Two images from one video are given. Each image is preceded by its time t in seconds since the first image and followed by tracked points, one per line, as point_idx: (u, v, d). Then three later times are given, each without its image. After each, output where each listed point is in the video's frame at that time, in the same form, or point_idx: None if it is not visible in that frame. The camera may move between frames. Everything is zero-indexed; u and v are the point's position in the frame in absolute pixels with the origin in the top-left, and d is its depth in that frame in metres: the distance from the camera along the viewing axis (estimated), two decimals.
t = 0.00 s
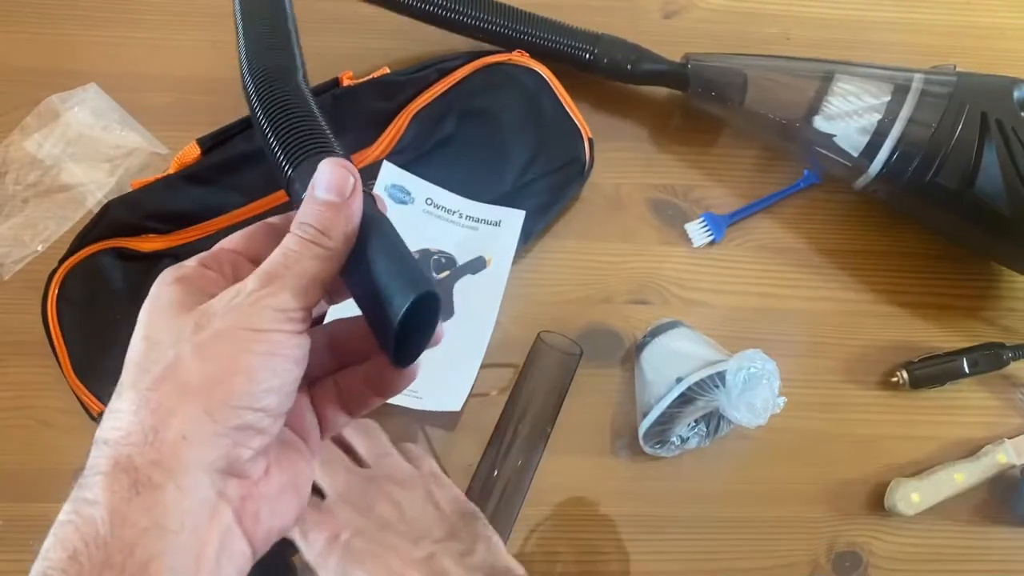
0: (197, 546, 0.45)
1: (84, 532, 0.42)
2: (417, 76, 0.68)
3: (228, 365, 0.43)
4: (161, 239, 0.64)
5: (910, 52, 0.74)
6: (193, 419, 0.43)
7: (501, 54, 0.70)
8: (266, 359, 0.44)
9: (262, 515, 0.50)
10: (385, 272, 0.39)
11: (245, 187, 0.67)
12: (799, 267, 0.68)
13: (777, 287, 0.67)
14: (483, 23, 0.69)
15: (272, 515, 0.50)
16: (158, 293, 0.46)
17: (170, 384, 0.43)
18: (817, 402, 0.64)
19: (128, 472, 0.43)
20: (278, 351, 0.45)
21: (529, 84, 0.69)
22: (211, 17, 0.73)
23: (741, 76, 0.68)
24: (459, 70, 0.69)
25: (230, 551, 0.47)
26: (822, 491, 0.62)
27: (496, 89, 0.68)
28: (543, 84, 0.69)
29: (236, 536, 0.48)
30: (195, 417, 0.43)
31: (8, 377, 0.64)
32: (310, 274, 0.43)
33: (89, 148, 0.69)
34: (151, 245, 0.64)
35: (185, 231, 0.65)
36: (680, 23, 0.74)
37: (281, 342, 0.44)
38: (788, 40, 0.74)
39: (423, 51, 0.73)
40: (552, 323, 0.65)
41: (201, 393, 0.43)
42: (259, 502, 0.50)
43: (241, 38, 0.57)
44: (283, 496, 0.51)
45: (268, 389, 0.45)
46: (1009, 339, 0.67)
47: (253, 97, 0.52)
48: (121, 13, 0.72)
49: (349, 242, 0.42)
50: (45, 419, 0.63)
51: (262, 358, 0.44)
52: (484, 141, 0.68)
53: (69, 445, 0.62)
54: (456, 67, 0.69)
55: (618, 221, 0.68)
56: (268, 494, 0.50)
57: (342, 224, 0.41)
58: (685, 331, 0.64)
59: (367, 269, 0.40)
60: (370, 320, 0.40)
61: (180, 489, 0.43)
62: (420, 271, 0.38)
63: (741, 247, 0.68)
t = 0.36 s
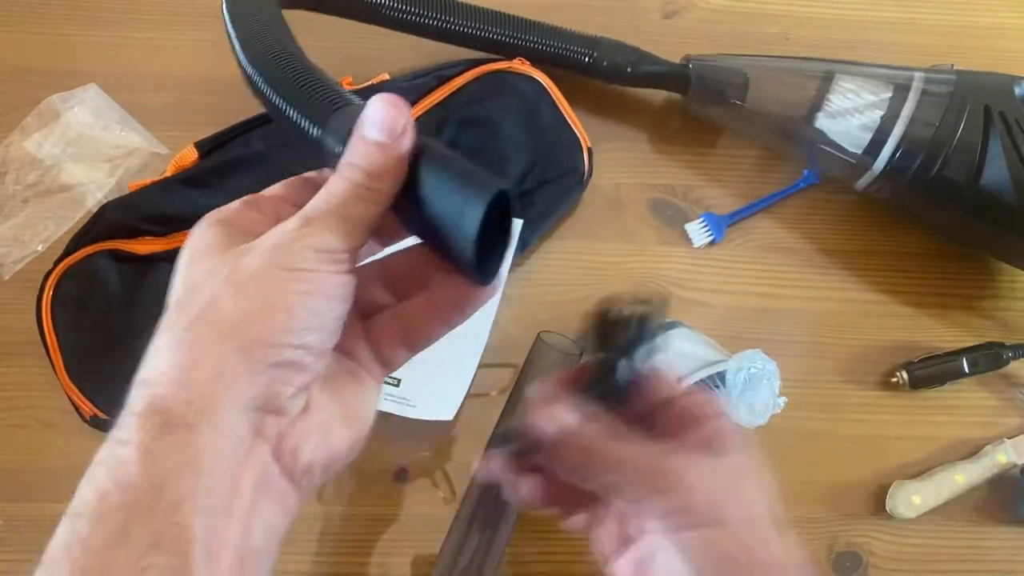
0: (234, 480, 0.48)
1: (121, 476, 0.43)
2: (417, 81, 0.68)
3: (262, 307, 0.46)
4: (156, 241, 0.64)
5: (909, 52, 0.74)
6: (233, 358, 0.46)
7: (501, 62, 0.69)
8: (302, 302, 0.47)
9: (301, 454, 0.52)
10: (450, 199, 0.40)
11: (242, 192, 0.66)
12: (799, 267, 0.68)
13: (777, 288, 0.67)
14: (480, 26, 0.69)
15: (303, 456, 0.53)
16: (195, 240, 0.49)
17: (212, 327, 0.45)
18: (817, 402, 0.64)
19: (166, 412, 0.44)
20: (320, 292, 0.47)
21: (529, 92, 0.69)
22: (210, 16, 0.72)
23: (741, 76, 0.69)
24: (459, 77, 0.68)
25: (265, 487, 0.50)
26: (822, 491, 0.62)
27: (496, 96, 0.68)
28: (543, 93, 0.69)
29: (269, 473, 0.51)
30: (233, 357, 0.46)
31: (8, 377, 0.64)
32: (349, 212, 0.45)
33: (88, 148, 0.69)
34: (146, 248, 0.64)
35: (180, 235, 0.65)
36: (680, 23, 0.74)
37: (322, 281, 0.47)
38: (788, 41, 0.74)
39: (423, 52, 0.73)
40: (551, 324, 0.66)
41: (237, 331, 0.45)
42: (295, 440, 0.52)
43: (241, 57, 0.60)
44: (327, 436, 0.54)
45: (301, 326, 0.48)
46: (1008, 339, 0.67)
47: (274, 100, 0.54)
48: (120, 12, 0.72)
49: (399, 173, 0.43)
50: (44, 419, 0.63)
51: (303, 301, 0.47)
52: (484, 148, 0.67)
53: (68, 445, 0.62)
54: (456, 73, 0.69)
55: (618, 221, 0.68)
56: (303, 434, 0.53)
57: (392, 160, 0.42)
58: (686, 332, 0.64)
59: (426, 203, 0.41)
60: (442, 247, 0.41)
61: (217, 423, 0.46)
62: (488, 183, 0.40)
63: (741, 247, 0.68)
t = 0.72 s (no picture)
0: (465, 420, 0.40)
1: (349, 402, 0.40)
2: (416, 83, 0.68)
3: (516, 216, 0.41)
4: (155, 242, 0.65)
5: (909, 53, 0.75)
6: (523, 276, 0.41)
7: (501, 62, 0.69)
8: (579, 208, 0.41)
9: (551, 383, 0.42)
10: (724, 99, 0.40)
11: (242, 191, 0.66)
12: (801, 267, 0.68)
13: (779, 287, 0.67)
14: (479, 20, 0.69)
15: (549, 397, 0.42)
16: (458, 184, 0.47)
17: (530, 234, 0.41)
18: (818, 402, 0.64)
19: (403, 341, 0.41)
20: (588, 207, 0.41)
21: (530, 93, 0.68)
22: (209, 14, 0.72)
23: (748, 67, 0.68)
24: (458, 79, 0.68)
25: (516, 432, 0.41)
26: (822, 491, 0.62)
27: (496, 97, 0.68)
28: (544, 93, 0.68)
29: (519, 424, 0.41)
30: (490, 266, 0.41)
31: (8, 378, 0.64)
32: (625, 134, 0.41)
33: (88, 149, 0.69)
34: (146, 247, 0.65)
35: (180, 235, 0.65)
36: (681, 23, 0.74)
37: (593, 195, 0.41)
38: (788, 41, 0.74)
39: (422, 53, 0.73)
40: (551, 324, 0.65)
41: (491, 243, 0.41)
42: (552, 382, 0.42)
43: (335, 74, 0.60)
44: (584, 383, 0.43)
45: (502, 242, 0.41)
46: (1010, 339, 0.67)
47: (419, 102, 0.54)
48: (119, 11, 0.72)
49: (646, 116, 0.41)
50: (44, 420, 0.63)
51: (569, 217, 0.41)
52: (481, 144, 0.66)
53: (68, 445, 0.62)
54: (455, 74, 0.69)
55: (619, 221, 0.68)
56: (559, 368, 0.42)
57: (642, 101, 0.41)
58: (686, 331, 0.63)
59: (691, 112, 0.41)
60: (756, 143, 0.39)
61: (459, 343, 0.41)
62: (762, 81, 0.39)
63: (743, 246, 0.68)
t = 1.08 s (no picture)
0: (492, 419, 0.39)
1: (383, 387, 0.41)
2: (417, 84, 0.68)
3: (553, 219, 0.40)
4: (156, 242, 0.65)
5: (910, 53, 0.75)
6: (560, 279, 0.40)
7: (501, 64, 0.69)
8: (615, 209, 0.39)
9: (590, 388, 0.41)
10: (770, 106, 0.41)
11: (242, 191, 0.66)
12: (801, 267, 0.68)
13: (779, 288, 0.67)
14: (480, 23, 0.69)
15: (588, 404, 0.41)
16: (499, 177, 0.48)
17: (569, 233, 0.40)
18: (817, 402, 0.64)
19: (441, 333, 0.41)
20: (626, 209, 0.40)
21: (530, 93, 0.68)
22: (210, 15, 0.72)
23: (747, 71, 0.68)
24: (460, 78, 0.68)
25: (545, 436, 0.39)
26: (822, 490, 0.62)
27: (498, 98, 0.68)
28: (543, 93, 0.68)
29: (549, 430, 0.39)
30: (527, 264, 0.41)
31: (9, 378, 0.64)
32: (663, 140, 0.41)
33: (89, 149, 0.69)
34: (146, 248, 0.65)
35: (180, 235, 0.65)
36: (681, 24, 0.74)
37: (633, 197, 0.39)
38: (787, 41, 0.74)
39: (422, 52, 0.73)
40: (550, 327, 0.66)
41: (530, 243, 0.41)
42: (591, 388, 0.41)
43: (343, 84, 0.60)
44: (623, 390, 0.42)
45: (541, 245, 0.40)
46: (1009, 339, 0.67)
47: (420, 109, 0.55)
48: (119, 11, 0.72)
49: (683, 124, 0.42)
50: (45, 420, 0.63)
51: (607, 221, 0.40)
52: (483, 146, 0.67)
53: (69, 445, 0.62)
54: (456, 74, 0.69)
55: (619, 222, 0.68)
56: (600, 371, 0.41)
57: (680, 109, 0.41)
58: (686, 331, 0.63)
59: (732, 120, 0.42)
60: (789, 148, 0.41)
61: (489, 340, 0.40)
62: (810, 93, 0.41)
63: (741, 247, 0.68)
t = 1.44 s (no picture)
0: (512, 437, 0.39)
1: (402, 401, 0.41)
2: (418, 86, 0.69)
3: (580, 234, 0.40)
4: (156, 242, 0.65)
5: (909, 53, 0.75)
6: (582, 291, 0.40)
7: (502, 67, 0.70)
8: (636, 223, 0.40)
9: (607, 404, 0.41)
10: (776, 110, 0.40)
11: (242, 192, 0.66)
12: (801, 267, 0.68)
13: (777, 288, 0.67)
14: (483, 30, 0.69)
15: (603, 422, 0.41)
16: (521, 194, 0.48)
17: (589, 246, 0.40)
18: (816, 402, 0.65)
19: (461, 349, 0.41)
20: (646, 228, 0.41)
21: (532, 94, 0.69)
22: (210, 15, 0.72)
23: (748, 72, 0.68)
24: (461, 79, 0.69)
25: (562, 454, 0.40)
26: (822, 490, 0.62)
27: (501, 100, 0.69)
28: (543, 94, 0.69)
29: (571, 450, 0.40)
30: (547, 279, 0.41)
31: (9, 378, 0.64)
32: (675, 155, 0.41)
33: (89, 149, 0.70)
34: (146, 248, 0.65)
35: (180, 235, 0.65)
36: (680, 24, 0.74)
37: (652, 211, 0.40)
38: (787, 41, 0.74)
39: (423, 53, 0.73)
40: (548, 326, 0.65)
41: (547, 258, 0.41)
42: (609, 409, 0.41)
43: (334, 103, 0.61)
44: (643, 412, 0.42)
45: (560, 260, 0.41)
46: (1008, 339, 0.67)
47: (413, 129, 0.56)
48: (119, 11, 0.72)
49: (697, 133, 0.41)
50: (45, 420, 0.63)
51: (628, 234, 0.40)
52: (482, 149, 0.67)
53: (69, 446, 0.62)
54: (458, 76, 0.70)
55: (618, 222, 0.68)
56: (616, 392, 0.41)
57: (692, 117, 0.41)
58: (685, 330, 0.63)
59: (744, 122, 0.41)
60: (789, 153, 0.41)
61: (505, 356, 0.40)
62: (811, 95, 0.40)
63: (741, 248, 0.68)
